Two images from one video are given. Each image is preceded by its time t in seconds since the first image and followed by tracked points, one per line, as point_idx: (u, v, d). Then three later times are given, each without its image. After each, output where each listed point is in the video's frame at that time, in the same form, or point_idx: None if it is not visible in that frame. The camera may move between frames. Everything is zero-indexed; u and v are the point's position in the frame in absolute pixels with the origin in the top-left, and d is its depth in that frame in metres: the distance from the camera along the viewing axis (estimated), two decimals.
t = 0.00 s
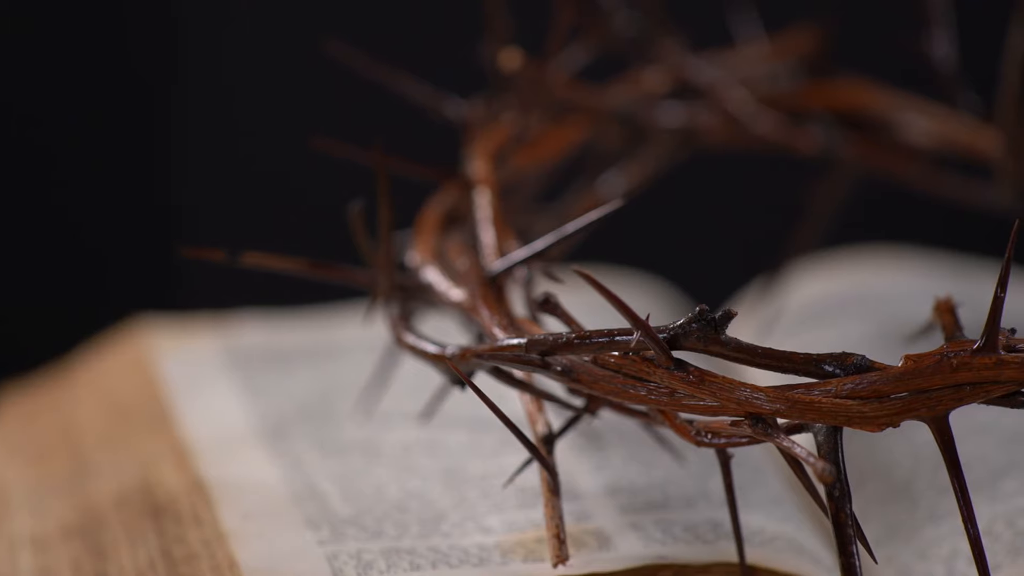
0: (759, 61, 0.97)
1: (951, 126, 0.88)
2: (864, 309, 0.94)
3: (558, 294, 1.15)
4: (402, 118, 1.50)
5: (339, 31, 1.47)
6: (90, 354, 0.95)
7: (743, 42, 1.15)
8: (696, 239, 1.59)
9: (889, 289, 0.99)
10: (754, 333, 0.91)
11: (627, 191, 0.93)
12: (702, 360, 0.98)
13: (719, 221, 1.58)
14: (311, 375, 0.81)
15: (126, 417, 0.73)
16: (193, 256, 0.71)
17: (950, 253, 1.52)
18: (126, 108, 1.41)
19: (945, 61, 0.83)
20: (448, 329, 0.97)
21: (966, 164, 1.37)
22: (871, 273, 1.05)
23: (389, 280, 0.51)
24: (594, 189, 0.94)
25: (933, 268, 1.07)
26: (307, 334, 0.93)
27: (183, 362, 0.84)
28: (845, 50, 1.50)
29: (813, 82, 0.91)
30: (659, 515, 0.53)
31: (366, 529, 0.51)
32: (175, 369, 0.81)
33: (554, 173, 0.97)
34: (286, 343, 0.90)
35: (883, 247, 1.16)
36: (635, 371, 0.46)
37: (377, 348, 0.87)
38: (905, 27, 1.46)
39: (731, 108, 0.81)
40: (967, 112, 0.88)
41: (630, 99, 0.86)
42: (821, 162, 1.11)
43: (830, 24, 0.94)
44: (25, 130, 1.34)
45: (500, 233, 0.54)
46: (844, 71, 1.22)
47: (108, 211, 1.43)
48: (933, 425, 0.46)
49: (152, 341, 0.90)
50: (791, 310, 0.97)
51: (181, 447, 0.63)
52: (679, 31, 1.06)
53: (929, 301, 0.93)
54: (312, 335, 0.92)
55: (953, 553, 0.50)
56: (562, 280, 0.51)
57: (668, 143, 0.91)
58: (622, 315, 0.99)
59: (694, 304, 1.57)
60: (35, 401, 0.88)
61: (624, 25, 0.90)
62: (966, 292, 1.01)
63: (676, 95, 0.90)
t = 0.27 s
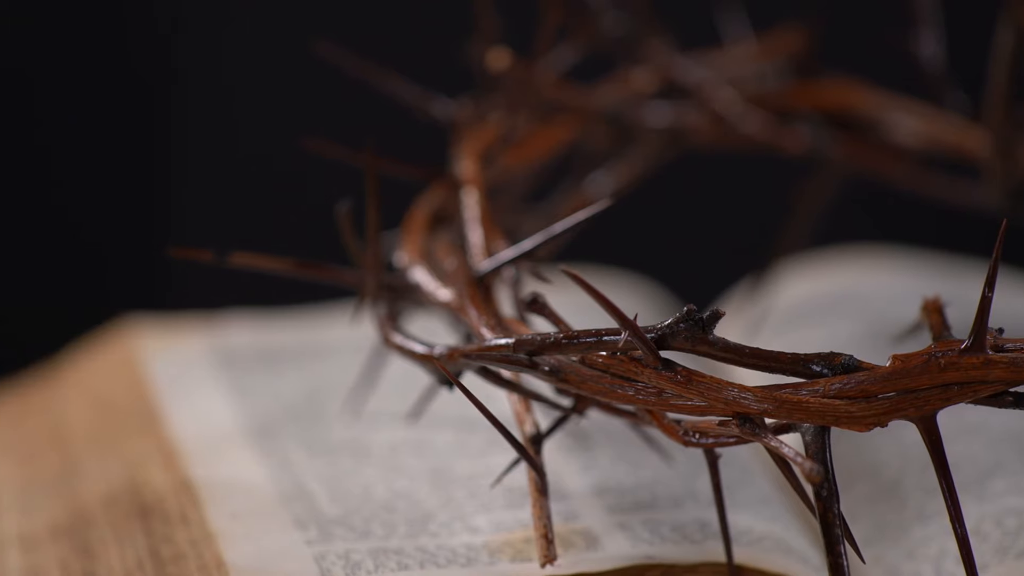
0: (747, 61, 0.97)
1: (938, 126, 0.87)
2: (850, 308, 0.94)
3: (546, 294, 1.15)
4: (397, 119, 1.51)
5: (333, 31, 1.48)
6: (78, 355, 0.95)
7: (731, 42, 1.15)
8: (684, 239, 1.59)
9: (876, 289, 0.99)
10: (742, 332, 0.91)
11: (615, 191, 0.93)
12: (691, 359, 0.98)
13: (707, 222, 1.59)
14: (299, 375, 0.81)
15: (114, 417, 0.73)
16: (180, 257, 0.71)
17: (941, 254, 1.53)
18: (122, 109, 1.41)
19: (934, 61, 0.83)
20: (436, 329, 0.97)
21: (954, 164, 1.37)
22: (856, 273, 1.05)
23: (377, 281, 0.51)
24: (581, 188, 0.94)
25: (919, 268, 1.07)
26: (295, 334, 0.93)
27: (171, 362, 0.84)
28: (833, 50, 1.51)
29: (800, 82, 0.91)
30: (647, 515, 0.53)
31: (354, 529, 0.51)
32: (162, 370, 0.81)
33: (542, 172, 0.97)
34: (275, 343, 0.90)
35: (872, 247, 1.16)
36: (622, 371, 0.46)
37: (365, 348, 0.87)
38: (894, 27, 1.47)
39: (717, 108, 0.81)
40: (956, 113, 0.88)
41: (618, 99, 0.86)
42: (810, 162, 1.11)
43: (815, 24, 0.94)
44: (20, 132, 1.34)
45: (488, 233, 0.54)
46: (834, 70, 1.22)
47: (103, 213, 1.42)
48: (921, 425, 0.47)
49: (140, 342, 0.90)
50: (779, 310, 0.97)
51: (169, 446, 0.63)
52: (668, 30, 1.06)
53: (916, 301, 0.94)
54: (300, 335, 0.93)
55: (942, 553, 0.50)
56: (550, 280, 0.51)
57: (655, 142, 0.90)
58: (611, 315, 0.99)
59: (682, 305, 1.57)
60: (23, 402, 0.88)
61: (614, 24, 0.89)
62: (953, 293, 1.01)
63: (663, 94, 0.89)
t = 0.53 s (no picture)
0: (735, 61, 0.97)
1: (928, 125, 0.87)
2: (838, 308, 0.94)
3: (534, 294, 1.15)
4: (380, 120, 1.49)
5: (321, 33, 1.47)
6: (67, 355, 0.95)
7: (719, 41, 1.15)
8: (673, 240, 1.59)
9: (863, 289, 0.99)
10: (730, 332, 0.91)
11: (603, 191, 0.92)
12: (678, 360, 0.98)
13: (694, 222, 1.59)
14: (287, 374, 0.81)
15: (102, 417, 0.73)
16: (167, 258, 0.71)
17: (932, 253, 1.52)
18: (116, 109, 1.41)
19: (921, 61, 0.84)
20: (424, 329, 0.96)
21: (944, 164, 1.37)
22: (842, 273, 1.05)
23: (365, 281, 0.51)
24: (569, 188, 0.94)
25: (908, 267, 1.07)
26: (283, 334, 0.93)
27: (159, 362, 0.84)
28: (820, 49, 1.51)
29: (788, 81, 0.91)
30: (635, 515, 0.53)
31: (342, 529, 0.51)
32: (150, 369, 0.82)
33: (529, 172, 0.96)
34: (263, 343, 0.90)
35: (860, 247, 1.16)
36: (610, 371, 0.47)
37: (352, 348, 0.87)
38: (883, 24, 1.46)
39: (706, 106, 0.82)
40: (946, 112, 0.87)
41: (606, 98, 0.86)
42: (798, 161, 1.11)
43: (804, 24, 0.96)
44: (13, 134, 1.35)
45: (476, 233, 0.54)
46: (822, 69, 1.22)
47: (98, 209, 1.44)
48: (909, 425, 0.47)
49: (128, 342, 0.90)
50: (767, 310, 0.97)
51: (157, 446, 0.63)
52: (655, 29, 1.05)
53: (903, 300, 0.94)
54: (288, 335, 0.92)
55: (930, 553, 0.50)
56: (538, 280, 0.51)
57: (642, 143, 0.91)
58: (598, 315, 0.99)
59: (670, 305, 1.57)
60: (13, 401, 0.88)
61: (600, 25, 0.90)
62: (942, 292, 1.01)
63: (652, 94, 0.89)
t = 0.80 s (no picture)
0: (718, 61, 0.98)
1: (913, 125, 0.90)
2: (821, 309, 0.94)
3: (517, 294, 1.15)
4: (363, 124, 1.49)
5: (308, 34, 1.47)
6: (50, 355, 0.95)
7: (701, 42, 1.16)
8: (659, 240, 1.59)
9: (847, 289, 0.99)
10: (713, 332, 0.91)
11: (587, 190, 0.92)
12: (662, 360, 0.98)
13: (679, 220, 1.59)
14: (270, 374, 0.81)
15: (84, 417, 0.73)
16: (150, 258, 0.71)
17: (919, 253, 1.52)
18: (109, 109, 1.41)
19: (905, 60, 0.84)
20: (407, 329, 0.96)
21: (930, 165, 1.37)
22: (824, 273, 1.05)
23: (348, 281, 0.51)
24: (552, 188, 0.94)
25: (890, 267, 1.08)
26: (266, 334, 0.93)
27: (142, 362, 0.83)
28: (803, 48, 1.51)
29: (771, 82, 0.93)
30: (618, 515, 0.53)
31: (325, 529, 0.51)
32: (133, 369, 0.82)
33: (513, 172, 0.96)
34: (246, 343, 0.90)
35: (842, 248, 1.16)
36: (593, 371, 0.47)
37: (336, 348, 0.87)
38: (869, 22, 1.47)
39: (691, 107, 0.85)
40: (931, 111, 0.88)
41: (590, 99, 0.86)
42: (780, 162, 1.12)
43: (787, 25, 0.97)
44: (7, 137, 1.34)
45: (459, 233, 0.54)
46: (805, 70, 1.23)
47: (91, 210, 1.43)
48: (892, 424, 0.47)
49: (110, 342, 0.90)
50: (750, 309, 0.97)
51: (140, 447, 0.63)
52: (637, 30, 1.06)
53: (887, 301, 0.94)
54: (271, 335, 0.92)
55: (913, 553, 0.50)
56: (521, 280, 0.51)
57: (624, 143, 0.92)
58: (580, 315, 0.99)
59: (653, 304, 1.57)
60: None
61: (584, 25, 0.93)
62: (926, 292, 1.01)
63: (633, 95, 0.91)
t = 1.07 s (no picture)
0: (701, 60, 0.98)
1: (896, 126, 0.90)
2: (805, 309, 0.95)
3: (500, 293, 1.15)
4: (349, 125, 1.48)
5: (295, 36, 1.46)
6: (33, 355, 0.95)
7: (685, 41, 1.16)
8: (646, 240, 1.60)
9: (830, 289, 1.00)
10: (696, 331, 0.91)
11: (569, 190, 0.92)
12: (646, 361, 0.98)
13: (663, 219, 1.59)
14: (253, 375, 0.81)
15: (67, 417, 0.73)
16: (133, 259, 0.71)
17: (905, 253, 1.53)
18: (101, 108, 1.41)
19: (886, 60, 0.88)
20: (389, 329, 0.96)
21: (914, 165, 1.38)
22: (807, 273, 1.05)
23: (331, 281, 0.51)
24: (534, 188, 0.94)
25: (873, 266, 1.08)
26: (250, 334, 0.93)
27: (126, 362, 0.83)
28: (789, 48, 1.52)
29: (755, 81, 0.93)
30: (601, 515, 0.53)
31: (308, 529, 0.51)
32: (115, 369, 0.82)
33: (495, 172, 0.96)
34: (230, 343, 0.90)
35: (826, 248, 1.16)
36: (576, 371, 0.47)
37: (319, 348, 0.87)
38: (853, 22, 1.47)
39: (673, 108, 0.85)
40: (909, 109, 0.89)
41: (573, 99, 0.86)
42: (765, 162, 1.11)
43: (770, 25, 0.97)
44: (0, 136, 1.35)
45: (442, 233, 0.54)
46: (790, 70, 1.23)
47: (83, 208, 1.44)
48: (875, 424, 0.48)
49: (94, 341, 0.90)
50: (733, 309, 0.97)
51: (123, 447, 0.63)
52: (621, 29, 1.06)
53: (870, 301, 0.95)
54: (255, 336, 0.92)
55: (895, 552, 0.50)
56: (504, 280, 0.51)
57: (607, 143, 0.93)
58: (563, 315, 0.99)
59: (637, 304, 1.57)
60: None
61: (567, 25, 0.93)
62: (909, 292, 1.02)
63: (617, 96, 0.90)
